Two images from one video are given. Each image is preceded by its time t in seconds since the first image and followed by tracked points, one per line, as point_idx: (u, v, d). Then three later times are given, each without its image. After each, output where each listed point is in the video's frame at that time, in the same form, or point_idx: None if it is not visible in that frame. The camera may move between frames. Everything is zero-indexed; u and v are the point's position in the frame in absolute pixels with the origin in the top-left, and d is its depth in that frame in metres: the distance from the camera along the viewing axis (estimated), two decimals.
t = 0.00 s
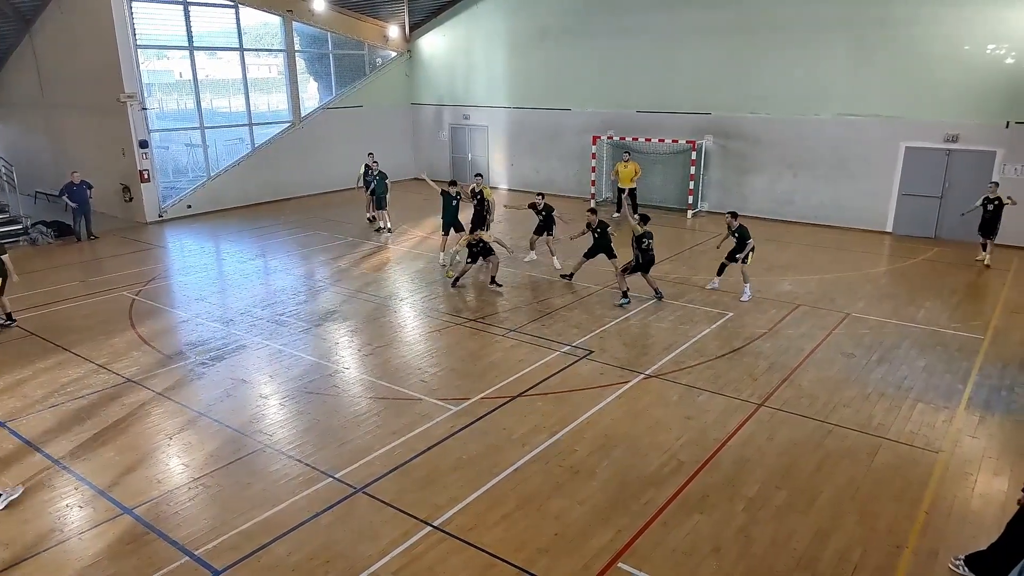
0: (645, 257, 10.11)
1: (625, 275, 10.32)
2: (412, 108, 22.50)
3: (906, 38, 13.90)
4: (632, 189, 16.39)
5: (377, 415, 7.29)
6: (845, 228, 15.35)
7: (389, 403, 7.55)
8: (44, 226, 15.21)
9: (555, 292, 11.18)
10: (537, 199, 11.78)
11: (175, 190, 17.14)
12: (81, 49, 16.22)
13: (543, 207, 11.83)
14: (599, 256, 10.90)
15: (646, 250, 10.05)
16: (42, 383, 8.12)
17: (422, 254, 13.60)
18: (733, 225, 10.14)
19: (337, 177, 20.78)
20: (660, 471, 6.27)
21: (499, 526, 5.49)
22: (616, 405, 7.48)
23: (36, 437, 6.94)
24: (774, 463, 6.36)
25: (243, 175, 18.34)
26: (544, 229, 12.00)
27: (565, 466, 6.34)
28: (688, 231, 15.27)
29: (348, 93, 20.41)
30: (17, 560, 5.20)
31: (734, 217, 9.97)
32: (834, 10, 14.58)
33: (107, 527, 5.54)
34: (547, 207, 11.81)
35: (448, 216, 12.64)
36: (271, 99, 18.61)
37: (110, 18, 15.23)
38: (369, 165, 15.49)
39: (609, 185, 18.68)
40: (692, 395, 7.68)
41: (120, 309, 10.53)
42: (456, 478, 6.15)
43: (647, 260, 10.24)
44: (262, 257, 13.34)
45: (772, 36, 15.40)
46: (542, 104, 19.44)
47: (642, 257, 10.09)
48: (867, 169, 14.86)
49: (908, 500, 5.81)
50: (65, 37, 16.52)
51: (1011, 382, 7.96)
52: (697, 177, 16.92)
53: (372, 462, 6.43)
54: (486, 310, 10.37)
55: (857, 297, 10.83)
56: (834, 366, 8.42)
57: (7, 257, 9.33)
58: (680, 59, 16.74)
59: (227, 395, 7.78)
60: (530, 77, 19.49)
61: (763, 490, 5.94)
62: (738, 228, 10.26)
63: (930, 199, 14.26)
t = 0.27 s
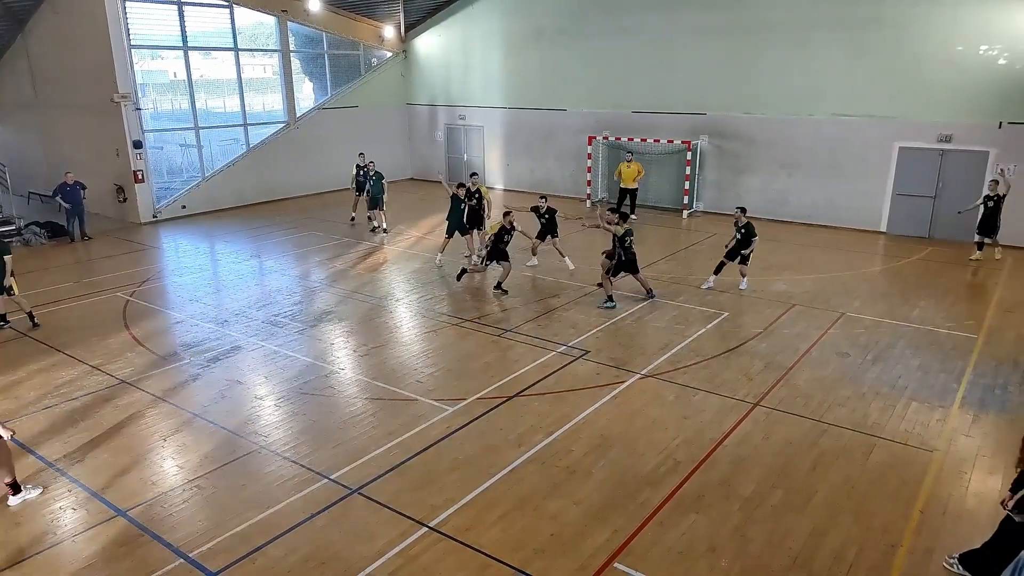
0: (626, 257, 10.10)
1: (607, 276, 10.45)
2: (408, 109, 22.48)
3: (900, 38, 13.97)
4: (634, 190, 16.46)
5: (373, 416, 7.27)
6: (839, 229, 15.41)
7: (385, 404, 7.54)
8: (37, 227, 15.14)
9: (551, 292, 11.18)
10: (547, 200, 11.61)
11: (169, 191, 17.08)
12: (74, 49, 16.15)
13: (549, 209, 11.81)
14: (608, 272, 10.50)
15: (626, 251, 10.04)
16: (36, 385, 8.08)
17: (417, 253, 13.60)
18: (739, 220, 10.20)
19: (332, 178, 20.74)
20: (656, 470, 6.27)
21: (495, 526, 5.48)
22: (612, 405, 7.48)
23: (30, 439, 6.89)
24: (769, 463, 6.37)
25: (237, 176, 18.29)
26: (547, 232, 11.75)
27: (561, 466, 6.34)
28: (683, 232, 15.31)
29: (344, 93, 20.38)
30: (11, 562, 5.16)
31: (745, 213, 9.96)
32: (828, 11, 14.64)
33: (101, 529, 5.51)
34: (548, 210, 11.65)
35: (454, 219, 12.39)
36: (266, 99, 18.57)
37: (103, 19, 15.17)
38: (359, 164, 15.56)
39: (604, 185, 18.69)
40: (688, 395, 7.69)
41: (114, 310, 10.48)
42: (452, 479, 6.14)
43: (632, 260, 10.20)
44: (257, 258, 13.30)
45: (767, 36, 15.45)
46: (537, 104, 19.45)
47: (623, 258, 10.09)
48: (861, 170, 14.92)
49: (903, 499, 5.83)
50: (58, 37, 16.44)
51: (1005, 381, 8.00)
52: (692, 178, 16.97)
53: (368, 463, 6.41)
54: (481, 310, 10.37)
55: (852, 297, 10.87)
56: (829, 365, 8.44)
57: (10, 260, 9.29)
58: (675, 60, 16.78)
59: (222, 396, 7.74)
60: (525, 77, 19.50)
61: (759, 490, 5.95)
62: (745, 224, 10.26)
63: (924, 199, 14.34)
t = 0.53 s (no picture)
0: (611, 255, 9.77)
1: (594, 273, 10.20)
2: (403, 109, 22.47)
3: (894, 39, 14.02)
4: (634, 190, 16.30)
5: (369, 417, 7.26)
6: (834, 229, 15.45)
7: (381, 404, 7.53)
8: (31, 228, 15.09)
9: (547, 292, 11.19)
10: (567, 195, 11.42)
11: (164, 192, 17.04)
12: (68, 50, 16.10)
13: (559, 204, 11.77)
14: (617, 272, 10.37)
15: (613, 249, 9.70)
16: (31, 386, 8.05)
17: (413, 254, 13.60)
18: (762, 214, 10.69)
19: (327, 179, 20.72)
20: (653, 470, 6.28)
21: (492, 527, 5.48)
22: (608, 405, 7.49)
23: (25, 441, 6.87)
24: (765, 463, 6.38)
25: (232, 176, 18.25)
26: (564, 230, 11.47)
27: (557, 466, 6.34)
28: (678, 232, 15.33)
29: (339, 94, 20.37)
30: (5, 564, 5.14)
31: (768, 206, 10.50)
32: (823, 11, 14.68)
33: (96, 531, 5.49)
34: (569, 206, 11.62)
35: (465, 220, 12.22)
36: (261, 99, 18.53)
37: (98, 19, 15.13)
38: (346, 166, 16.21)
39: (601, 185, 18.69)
40: (684, 395, 7.70)
41: (109, 312, 10.45)
42: (449, 480, 6.13)
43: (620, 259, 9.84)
44: (252, 259, 13.27)
45: (762, 37, 15.48)
46: (533, 104, 19.46)
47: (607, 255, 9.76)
48: (855, 170, 14.97)
49: (899, 498, 5.84)
50: (52, 37, 16.38)
51: (999, 380, 8.03)
52: (687, 178, 17.00)
53: (364, 465, 6.39)
54: (477, 311, 10.37)
55: (847, 297, 10.90)
56: (824, 365, 8.46)
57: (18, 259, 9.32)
58: (671, 60, 16.80)
59: (217, 398, 7.72)
60: (520, 78, 19.51)
61: (755, 489, 5.96)
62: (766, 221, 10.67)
63: (918, 199, 14.39)
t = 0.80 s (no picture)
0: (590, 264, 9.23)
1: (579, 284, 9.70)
2: (400, 109, 22.46)
3: (891, 39, 14.02)
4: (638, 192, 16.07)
5: (365, 417, 7.26)
6: (831, 229, 15.45)
7: (378, 404, 7.54)
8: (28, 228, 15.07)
9: (542, 292, 11.20)
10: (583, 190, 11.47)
11: (161, 192, 17.03)
12: (65, 49, 16.09)
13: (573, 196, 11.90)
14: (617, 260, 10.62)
15: (591, 258, 9.19)
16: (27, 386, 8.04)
17: (410, 254, 13.61)
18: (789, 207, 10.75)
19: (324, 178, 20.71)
20: (649, 470, 6.28)
21: (488, 527, 5.48)
22: (605, 405, 7.49)
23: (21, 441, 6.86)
24: (762, 463, 6.38)
25: (229, 176, 18.24)
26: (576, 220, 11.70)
27: (554, 466, 6.34)
28: (675, 232, 15.33)
29: (336, 94, 20.37)
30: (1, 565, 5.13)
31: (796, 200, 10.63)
32: (819, 12, 14.68)
33: (92, 532, 5.49)
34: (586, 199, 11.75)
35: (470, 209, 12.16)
36: (257, 99, 18.53)
37: (94, 19, 15.11)
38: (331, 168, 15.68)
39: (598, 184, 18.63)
40: (680, 395, 7.70)
41: (106, 311, 10.44)
42: (445, 480, 6.13)
43: (600, 270, 9.28)
44: (249, 259, 13.26)
45: (759, 37, 15.48)
46: (529, 104, 19.46)
47: (586, 264, 9.27)
48: (853, 170, 14.97)
49: (896, 498, 5.84)
50: (49, 37, 16.36)
51: (995, 380, 8.03)
52: (684, 178, 17.00)
53: (361, 465, 6.39)
54: (474, 311, 10.37)
55: (844, 297, 10.91)
56: (820, 365, 8.46)
57: (23, 259, 9.23)
58: (668, 60, 16.80)
59: (214, 398, 7.72)
60: (517, 78, 19.50)
61: (751, 490, 5.96)
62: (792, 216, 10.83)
63: (915, 199, 14.39)
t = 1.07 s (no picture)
0: (566, 267, 9.07)
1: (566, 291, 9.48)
2: (398, 110, 22.45)
3: (888, 39, 14.03)
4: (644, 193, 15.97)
5: (362, 417, 7.25)
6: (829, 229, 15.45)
7: (375, 404, 7.54)
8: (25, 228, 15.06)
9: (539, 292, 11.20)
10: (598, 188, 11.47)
11: (158, 192, 17.02)
12: (62, 49, 16.08)
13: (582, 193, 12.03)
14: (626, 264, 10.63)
15: (567, 260, 9.04)
16: (24, 386, 8.04)
17: (407, 254, 13.62)
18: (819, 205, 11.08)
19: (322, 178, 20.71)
20: (647, 470, 6.28)
21: (486, 527, 5.48)
22: (602, 405, 7.49)
23: (18, 441, 6.86)
24: (759, 463, 6.38)
25: (226, 176, 18.24)
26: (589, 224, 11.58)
27: (551, 466, 6.34)
28: (673, 232, 15.34)
29: (333, 94, 20.36)
30: None
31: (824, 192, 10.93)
32: (817, 12, 14.68)
33: (89, 532, 5.49)
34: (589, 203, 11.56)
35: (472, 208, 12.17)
36: (255, 99, 18.52)
37: (91, 19, 15.11)
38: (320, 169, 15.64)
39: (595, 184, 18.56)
40: (678, 395, 7.70)
41: (103, 312, 10.43)
42: (443, 480, 6.13)
43: (576, 274, 9.06)
44: (246, 259, 13.26)
45: (756, 37, 15.48)
46: (526, 104, 19.46)
47: (563, 267, 9.11)
48: (851, 170, 14.97)
49: (893, 498, 5.85)
50: (46, 37, 16.34)
51: (993, 380, 8.03)
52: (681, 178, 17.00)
53: (358, 465, 6.39)
54: (471, 311, 10.37)
55: (841, 297, 10.91)
56: (818, 365, 8.47)
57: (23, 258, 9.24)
58: (665, 60, 16.79)
59: (211, 398, 7.72)
60: (515, 78, 19.50)
61: (749, 490, 5.96)
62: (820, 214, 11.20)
63: (912, 199, 14.38)
